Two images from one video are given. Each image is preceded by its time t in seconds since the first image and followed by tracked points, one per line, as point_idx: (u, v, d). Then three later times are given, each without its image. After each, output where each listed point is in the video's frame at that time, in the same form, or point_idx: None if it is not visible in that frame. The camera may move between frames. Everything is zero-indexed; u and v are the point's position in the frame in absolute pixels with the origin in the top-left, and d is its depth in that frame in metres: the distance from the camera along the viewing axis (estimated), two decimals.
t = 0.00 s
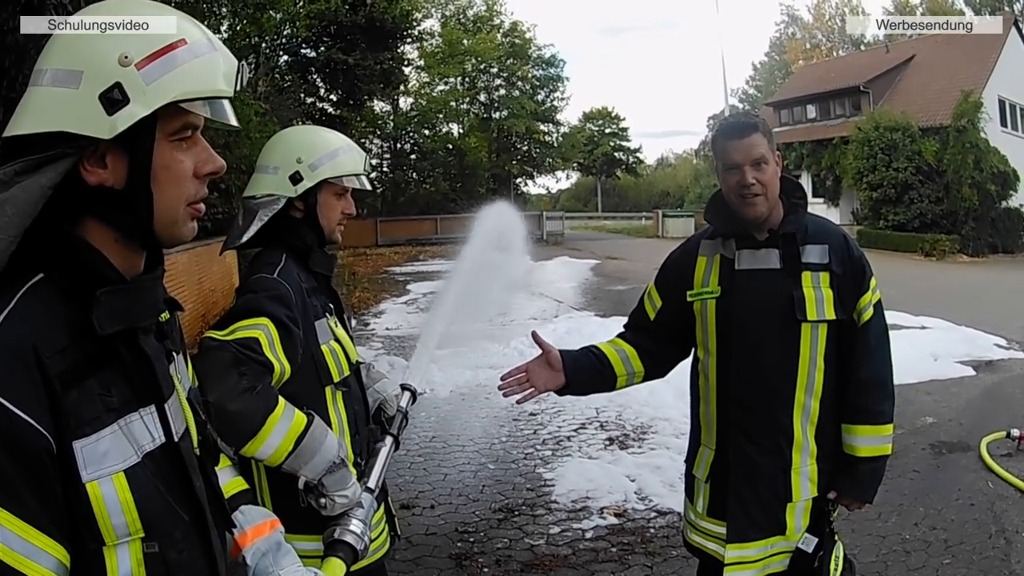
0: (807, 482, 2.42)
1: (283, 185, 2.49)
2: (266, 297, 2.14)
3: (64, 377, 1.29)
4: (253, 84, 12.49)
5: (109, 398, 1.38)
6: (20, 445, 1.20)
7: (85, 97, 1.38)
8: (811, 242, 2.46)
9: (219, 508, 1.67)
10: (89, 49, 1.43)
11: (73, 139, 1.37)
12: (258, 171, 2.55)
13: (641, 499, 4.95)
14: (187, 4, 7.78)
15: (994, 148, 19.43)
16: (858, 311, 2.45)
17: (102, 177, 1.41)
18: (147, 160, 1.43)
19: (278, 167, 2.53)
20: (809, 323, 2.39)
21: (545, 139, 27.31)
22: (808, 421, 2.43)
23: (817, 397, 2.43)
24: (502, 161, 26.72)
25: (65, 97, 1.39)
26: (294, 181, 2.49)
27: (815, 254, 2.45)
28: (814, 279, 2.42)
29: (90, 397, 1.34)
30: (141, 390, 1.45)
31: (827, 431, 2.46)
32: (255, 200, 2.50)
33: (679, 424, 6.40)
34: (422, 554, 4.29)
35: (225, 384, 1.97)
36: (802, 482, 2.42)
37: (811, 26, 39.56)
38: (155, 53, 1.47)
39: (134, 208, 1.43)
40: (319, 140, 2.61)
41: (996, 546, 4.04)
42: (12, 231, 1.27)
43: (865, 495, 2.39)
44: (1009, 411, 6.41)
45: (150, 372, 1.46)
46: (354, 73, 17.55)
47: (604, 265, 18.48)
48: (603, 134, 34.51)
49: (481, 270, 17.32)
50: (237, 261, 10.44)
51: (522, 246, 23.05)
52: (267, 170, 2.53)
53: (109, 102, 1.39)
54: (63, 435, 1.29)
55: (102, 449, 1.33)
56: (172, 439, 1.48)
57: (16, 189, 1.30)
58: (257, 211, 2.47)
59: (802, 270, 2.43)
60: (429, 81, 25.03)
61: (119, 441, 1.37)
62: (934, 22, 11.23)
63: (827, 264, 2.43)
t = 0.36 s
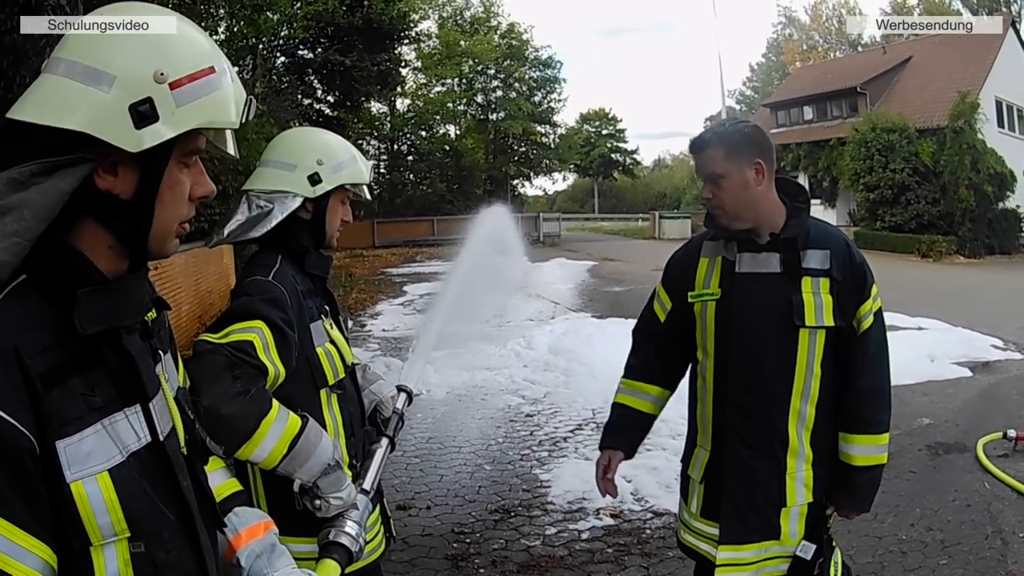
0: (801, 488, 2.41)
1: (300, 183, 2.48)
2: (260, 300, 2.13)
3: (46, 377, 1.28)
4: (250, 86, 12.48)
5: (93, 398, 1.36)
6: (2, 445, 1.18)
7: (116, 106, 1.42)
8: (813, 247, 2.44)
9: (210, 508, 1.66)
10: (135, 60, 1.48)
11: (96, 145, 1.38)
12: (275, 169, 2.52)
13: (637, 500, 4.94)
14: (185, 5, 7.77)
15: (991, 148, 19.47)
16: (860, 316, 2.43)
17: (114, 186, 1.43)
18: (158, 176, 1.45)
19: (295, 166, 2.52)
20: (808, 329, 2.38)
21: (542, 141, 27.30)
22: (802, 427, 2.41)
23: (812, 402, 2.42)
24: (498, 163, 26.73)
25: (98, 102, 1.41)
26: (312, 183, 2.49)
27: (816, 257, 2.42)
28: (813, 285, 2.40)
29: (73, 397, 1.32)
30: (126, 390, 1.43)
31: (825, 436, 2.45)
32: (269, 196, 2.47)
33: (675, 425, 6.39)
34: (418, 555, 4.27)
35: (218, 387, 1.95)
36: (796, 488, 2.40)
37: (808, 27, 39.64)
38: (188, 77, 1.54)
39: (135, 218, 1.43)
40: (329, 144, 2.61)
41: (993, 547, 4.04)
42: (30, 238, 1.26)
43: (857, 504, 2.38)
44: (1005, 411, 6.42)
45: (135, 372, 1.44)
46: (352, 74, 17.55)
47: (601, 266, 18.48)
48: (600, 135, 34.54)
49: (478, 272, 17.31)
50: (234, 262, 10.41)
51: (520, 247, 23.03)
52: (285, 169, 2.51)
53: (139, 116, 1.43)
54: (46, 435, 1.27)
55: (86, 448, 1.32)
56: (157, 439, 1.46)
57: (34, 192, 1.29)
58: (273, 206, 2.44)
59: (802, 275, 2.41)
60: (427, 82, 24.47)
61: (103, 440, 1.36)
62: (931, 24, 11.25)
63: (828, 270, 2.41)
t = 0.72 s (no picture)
0: (780, 497, 2.37)
1: (320, 186, 2.54)
2: (259, 299, 2.12)
3: (43, 376, 1.27)
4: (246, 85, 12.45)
5: (89, 397, 1.35)
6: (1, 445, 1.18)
7: (155, 132, 1.47)
8: (798, 249, 2.34)
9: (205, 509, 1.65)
10: (171, 81, 1.53)
11: (127, 167, 1.42)
12: (292, 171, 2.52)
13: (633, 500, 4.94)
14: (182, 4, 7.74)
15: (987, 149, 19.51)
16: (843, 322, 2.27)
17: (136, 204, 1.46)
18: (178, 201, 1.50)
19: (315, 169, 2.56)
20: (783, 334, 2.32)
21: (537, 140, 27.30)
22: (785, 434, 2.36)
23: (792, 409, 2.36)
24: (494, 162, 26.73)
25: (138, 125, 1.46)
26: (331, 186, 2.59)
27: (799, 261, 2.32)
28: (794, 288, 2.31)
29: (69, 396, 1.32)
30: (121, 389, 1.41)
31: (809, 446, 2.37)
32: (290, 199, 2.47)
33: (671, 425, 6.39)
34: (415, 554, 4.27)
35: (215, 386, 1.93)
36: (774, 496, 2.37)
37: (804, 28, 39.70)
38: (221, 110, 1.62)
39: (149, 234, 1.46)
40: (324, 141, 2.67)
41: (990, 547, 4.05)
42: (59, 255, 1.26)
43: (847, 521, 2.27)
44: (1000, 411, 6.44)
45: (131, 372, 1.43)
46: (347, 74, 17.49)
47: (597, 266, 18.49)
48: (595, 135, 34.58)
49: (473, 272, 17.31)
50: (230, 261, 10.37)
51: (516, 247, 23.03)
52: (305, 171, 2.53)
53: (175, 145, 1.50)
54: (43, 434, 1.27)
55: (81, 447, 1.31)
56: (152, 438, 1.45)
57: (66, 211, 1.30)
58: (302, 210, 2.44)
59: (781, 279, 2.34)
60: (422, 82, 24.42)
61: (98, 439, 1.35)
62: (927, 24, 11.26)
63: (810, 273, 2.30)
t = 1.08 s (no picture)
0: (751, 510, 2.35)
1: (311, 184, 2.53)
2: (255, 299, 2.11)
3: (42, 376, 1.25)
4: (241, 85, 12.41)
5: (88, 398, 1.33)
6: None
7: (159, 140, 1.45)
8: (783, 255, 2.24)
9: (201, 510, 1.64)
10: (178, 84, 1.51)
11: (130, 172, 1.41)
12: (280, 171, 2.49)
13: (627, 500, 4.93)
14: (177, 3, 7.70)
15: (982, 150, 19.56)
16: (823, 335, 2.10)
17: (137, 209, 1.44)
18: (180, 206, 1.48)
19: (305, 167, 2.55)
20: (762, 341, 2.27)
21: (532, 140, 27.33)
22: (763, 445, 2.31)
23: (770, 420, 2.29)
24: (489, 162, 26.73)
25: (142, 130, 1.44)
26: (321, 182, 2.58)
27: (793, 268, 2.23)
28: (782, 296, 2.24)
29: (68, 397, 1.30)
30: (119, 389, 1.40)
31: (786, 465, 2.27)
32: (284, 199, 2.45)
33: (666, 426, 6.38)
34: (409, 554, 4.25)
35: (211, 386, 1.92)
36: (745, 508, 2.36)
37: (799, 29, 39.80)
38: (227, 118, 1.61)
39: (150, 238, 1.45)
40: (310, 138, 2.65)
41: (984, 547, 4.05)
42: (60, 257, 1.25)
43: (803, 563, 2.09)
44: (995, 412, 6.45)
45: (129, 372, 1.41)
46: (342, 74, 17.40)
47: (592, 266, 18.50)
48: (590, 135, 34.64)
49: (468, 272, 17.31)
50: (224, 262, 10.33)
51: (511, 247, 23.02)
52: (294, 171, 2.50)
53: (178, 152, 1.48)
54: (41, 434, 1.25)
55: (80, 447, 1.29)
56: (150, 439, 1.43)
57: (67, 214, 1.28)
58: (296, 210, 2.43)
59: (773, 285, 2.28)
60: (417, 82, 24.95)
61: (97, 440, 1.33)
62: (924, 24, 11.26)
63: (798, 281, 2.21)
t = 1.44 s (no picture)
0: (756, 517, 2.35)
1: (308, 184, 2.55)
2: (254, 300, 2.11)
3: (43, 374, 1.26)
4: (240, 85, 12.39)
5: (89, 397, 1.34)
6: None
7: (164, 141, 1.46)
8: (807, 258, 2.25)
9: (200, 508, 1.64)
10: (185, 83, 1.53)
11: (132, 174, 1.40)
12: (276, 170, 2.50)
13: (626, 501, 4.94)
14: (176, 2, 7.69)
15: (981, 152, 19.59)
16: (831, 347, 2.11)
17: (141, 210, 1.44)
18: (183, 210, 1.48)
19: (302, 168, 2.58)
20: (777, 345, 2.31)
21: (530, 142, 27.34)
22: (772, 450, 2.32)
23: (779, 426, 2.31)
24: (488, 164, 26.72)
25: (148, 131, 1.44)
26: (317, 182, 2.61)
27: (814, 274, 2.24)
28: (801, 300, 2.27)
29: (69, 396, 1.30)
30: (120, 387, 1.39)
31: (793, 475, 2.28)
32: (282, 199, 2.46)
33: (664, 427, 6.39)
34: (408, 554, 4.25)
35: (211, 389, 1.92)
36: (750, 514, 2.37)
37: (798, 31, 39.85)
38: (232, 121, 1.62)
39: (154, 240, 1.44)
40: (306, 139, 2.70)
41: (983, 548, 4.06)
42: (61, 258, 1.25)
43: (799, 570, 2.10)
44: (993, 414, 6.45)
45: (131, 373, 1.41)
46: (342, 74, 17.39)
47: (590, 267, 18.51)
48: (589, 137, 34.65)
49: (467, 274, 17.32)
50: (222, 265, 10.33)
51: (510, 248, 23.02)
52: (291, 170, 2.53)
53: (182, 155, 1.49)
54: (42, 433, 1.25)
55: (81, 446, 1.30)
56: (151, 439, 1.43)
57: (70, 214, 1.28)
58: (295, 209, 2.44)
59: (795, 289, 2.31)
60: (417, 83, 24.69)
61: (98, 440, 1.33)
62: (922, 26, 11.29)
63: (816, 287, 2.22)
